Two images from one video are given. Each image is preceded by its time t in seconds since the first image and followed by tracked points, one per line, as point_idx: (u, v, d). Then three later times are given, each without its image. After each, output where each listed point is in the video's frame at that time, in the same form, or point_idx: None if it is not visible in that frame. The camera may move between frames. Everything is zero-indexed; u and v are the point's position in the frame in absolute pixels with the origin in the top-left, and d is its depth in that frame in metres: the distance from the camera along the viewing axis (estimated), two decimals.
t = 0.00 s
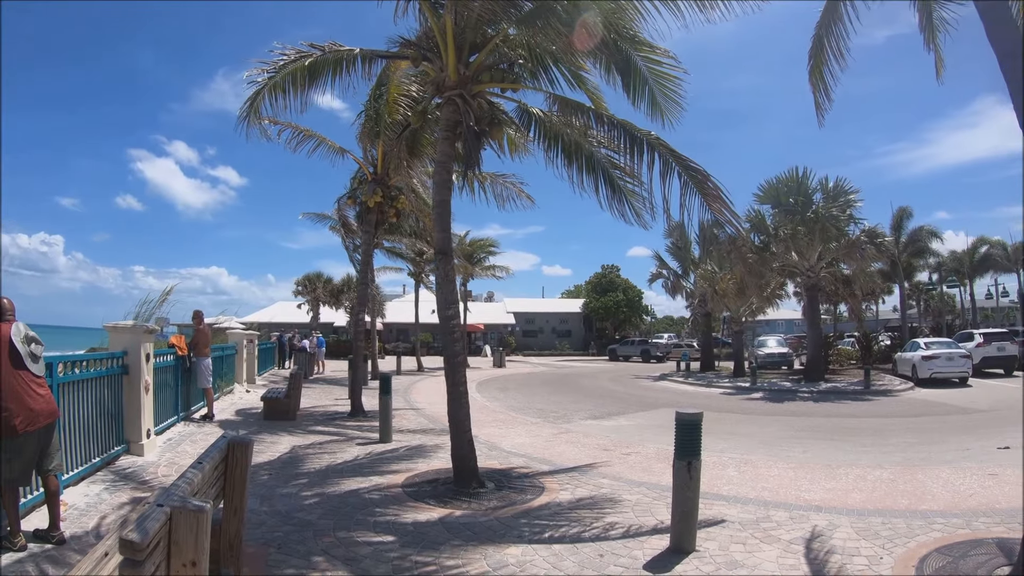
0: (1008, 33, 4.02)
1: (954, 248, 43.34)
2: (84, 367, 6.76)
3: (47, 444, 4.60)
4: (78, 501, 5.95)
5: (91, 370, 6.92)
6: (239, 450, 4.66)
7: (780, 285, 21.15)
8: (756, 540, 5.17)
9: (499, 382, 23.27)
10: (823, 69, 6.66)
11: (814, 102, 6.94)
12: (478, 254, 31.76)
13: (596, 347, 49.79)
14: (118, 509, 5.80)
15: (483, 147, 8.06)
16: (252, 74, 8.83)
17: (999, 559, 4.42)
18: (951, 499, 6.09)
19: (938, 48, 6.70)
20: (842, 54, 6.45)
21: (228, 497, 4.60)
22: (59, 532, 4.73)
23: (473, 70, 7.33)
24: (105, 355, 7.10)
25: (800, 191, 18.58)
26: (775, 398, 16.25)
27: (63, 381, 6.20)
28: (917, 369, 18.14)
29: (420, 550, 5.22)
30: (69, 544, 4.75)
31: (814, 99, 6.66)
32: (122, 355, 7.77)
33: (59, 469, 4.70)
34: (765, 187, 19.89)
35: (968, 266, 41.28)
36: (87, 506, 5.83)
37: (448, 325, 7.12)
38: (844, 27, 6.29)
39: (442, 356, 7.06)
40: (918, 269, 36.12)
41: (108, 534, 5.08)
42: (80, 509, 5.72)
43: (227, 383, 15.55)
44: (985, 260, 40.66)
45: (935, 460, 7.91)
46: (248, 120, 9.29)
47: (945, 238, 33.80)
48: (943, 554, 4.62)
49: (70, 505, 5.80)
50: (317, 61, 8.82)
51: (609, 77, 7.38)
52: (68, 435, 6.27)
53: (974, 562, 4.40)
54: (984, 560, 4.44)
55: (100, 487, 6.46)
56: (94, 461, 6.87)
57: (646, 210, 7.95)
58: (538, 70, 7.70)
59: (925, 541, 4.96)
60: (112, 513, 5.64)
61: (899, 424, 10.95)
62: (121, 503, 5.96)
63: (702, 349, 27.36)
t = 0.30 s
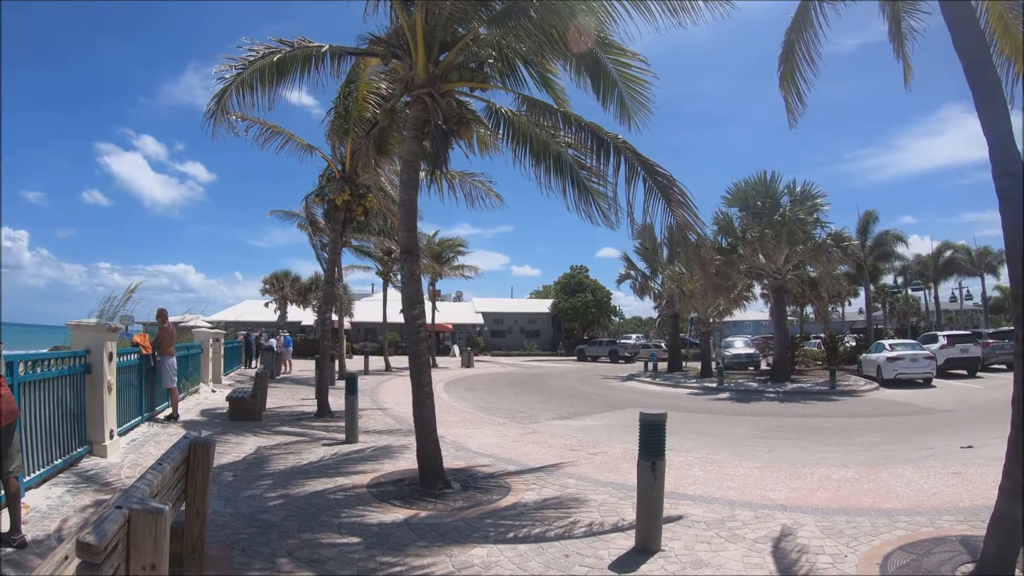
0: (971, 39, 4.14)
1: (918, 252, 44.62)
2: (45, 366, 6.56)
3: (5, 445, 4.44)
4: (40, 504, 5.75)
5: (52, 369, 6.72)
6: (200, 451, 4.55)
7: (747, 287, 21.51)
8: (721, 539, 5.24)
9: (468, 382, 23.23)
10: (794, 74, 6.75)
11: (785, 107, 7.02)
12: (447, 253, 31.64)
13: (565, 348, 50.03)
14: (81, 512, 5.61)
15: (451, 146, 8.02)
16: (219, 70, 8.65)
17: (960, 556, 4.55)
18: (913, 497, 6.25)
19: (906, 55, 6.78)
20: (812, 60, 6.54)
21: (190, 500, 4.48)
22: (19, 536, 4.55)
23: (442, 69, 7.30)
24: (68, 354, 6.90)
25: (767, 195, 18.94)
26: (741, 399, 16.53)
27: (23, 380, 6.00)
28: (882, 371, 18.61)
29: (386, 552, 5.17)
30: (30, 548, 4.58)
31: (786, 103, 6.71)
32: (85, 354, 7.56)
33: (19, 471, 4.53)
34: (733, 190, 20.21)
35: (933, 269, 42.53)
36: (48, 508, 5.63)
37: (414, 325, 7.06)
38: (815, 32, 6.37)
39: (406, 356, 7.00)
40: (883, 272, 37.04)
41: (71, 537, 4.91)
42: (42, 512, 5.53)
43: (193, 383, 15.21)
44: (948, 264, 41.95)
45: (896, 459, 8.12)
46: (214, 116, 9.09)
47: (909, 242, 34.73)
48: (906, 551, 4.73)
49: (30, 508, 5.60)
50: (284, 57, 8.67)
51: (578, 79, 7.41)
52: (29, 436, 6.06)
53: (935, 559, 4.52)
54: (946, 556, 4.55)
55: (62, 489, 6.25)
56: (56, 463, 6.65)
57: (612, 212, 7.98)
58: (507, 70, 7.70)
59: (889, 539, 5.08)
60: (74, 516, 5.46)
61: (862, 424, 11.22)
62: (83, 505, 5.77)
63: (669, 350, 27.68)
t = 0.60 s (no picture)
0: (940, 48, 4.25)
1: (885, 257, 45.91)
2: (6, 364, 6.35)
3: None
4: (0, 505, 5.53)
5: (13, 368, 6.50)
6: (162, 452, 4.44)
7: (716, 289, 21.80)
8: (687, 538, 5.30)
9: (436, 381, 23.13)
10: (768, 78, 6.84)
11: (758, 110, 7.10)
12: (416, 252, 31.43)
13: (534, 348, 50.13)
14: (42, 514, 5.41)
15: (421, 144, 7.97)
16: (187, 62, 8.46)
17: (926, 554, 4.65)
18: (878, 497, 6.40)
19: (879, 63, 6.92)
20: (786, 65, 6.66)
21: (152, 501, 4.37)
22: None
23: (414, 67, 7.26)
24: (30, 352, 6.70)
25: (737, 198, 19.23)
26: (708, 399, 16.77)
27: None
28: (848, 371, 19.07)
29: (351, 553, 5.11)
30: None
31: (760, 106, 6.79)
32: (47, 352, 7.34)
33: None
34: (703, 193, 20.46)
35: (899, 273, 43.80)
36: (8, 510, 5.42)
37: (380, 324, 6.99)
38: (789, 38, 6.49)
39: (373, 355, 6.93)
40: (850, 275, 37.91)
41: (32, 539, 4.73)
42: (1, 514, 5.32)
43: (158, 381, 14.83)
44: (914, 268, 43.25)
45: (862, 459, 8.31)
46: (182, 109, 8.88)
47: (876, 247, 35.63)
48: (871, 550, 4.83)
49: None
50: (255, 50, 8.52)
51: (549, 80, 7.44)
52: None
53: (901, 557, 4.63)
54: (911, 555, 4.66)
55: (23, 490, 6.02)
56: (18, 463, 6.41)
57: (581, 213, 8.01)
58: (478, 69, 7.68)
59: (853, 537, 5.19)
60: (36, 518, 5.26)
61: (827, 424, 11.47)
62: (45, 507, 5.57)
63: (637, 350, 27.96)
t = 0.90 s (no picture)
0: (910, 56, 4.35)
1: (853, 260, 46.99)
2: None
3: None
4: None
5: None
6: (128, 453, 4.32)
7: (686, 290, 22.07)
8: (657, 538, 5.34)
9: (407, 382, 23.00)
10: (741, 81, 6.92)
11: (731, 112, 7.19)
12: (387, 251, 31.20)
13: (505, 348, 50.13)
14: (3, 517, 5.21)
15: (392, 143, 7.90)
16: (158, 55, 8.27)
17: (892, 552, 4.75)
18: (845, 496, 6.53)
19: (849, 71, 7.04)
20: (759, 69, 6.77)
21: (118, 503, 4.25)
22: None
23: (387, 65, 7.19)
24: None
25: (707, 202, 19.53)
26: (678, 399, 16.99)
27: None
28: (817, 373, 19.47)
29: (321, 554, 5.03)
30: None
31: (732, 108, 6.88)
32: (13, 351, 7.13)
33: None
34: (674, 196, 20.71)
35: (868, 276, 44.85)
36: None
37: (349, 323, 6.91)
38: (762, 43, 6.59)
39: (341, 354, 6.83)
40: (819, 278, 38.66)
41: None
42: None
43: (126, 381, 14.45)
44: (883, 271, 44.34)
45: (830, 458, 8.48)
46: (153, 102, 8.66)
47: (845, 250, 36.40)
48: (839, 548, 4.91)
49: None
50: (228, 45, 8.36)
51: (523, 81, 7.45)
52: None
53: (868, 555, 4.72)
54: (878, 553, 4.75)
55: None
56: None
57: (553, 214, 7.99)
58: (452, 68, 7.65)
59: (822, 536, 5.28)
60: None
61: (795, 424, 11.69)
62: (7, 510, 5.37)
63: (608, 351, 28.16)
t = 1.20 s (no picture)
0: (882, 62, 4.43)
1: (824, 262, 47.92)
2: None
3: None
4: None
5: None
6: (96, 452, 4.19)
7: (658, 291, 22.28)
8: (628, 536, 5.37)
9: (380, 381, 22.83)
10: (715, 82, 6.99)
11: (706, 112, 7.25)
12: (359, 249, 30.90)
13: (478, 348, 50.03)
14: None
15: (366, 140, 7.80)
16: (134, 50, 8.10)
17: (861, 549, 4.84)
18: (815, 494, 6.64)
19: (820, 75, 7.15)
20: (733, 71, 6.84)
21: (85, 504, 4.13)
22: None
23: (362, 61, 7.10)
24: None
25: (681, 203, 19.74)
26: (650, 399, 17.16)
27: None
28: (788, 373, 19.82)
29: (292, 555, 4.96)
30: None
31: (706, 109, 6.96)
32: None
33: None
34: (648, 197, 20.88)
35: (839, 278, 45.78)
36: None
37: (320, 322, 6.82)
38: (737, 46, 6.67)
39: (312, 352, 6.74)
40: (790, 280, 39.28)
41: None
42: None
43: (95, 379, 14.09)
44: (853, 273, 45.29)
45: (800, 457, 8.63)
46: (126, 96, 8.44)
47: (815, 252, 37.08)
48: (810, 546, 4.99)
49: None
50: (203, 40, 8.19)
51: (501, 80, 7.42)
52: None
53: (838, 552, 4.81)
54: (848, 550, 4.84)
55: None
56: None
57: (529, 211, 7.97)
58: (429, 66, 7.59)
59: (791, 534, 5.36)
60: None
61: (766, 424, 11.88)
62: None
63: (580, 350, 28.29)
